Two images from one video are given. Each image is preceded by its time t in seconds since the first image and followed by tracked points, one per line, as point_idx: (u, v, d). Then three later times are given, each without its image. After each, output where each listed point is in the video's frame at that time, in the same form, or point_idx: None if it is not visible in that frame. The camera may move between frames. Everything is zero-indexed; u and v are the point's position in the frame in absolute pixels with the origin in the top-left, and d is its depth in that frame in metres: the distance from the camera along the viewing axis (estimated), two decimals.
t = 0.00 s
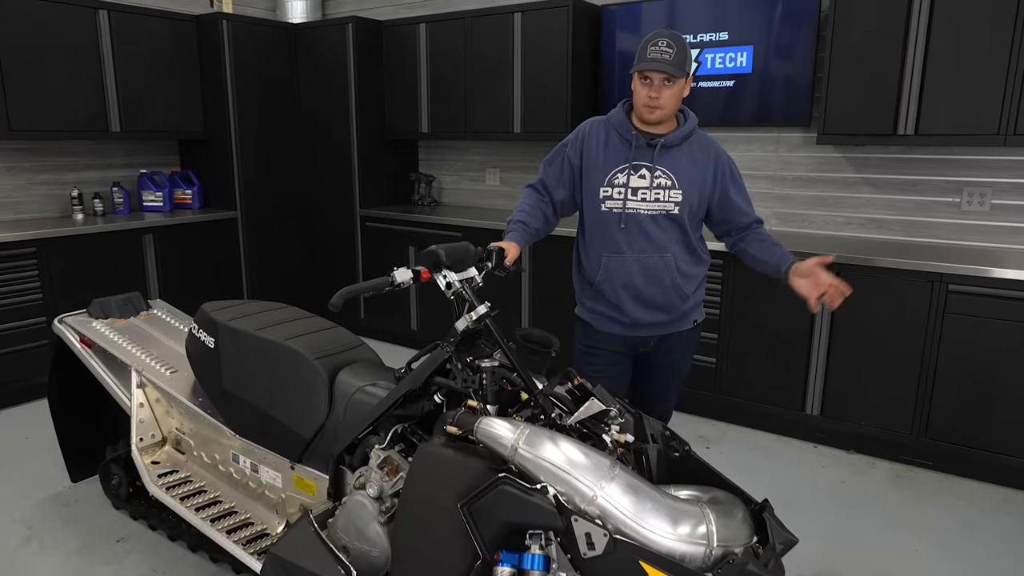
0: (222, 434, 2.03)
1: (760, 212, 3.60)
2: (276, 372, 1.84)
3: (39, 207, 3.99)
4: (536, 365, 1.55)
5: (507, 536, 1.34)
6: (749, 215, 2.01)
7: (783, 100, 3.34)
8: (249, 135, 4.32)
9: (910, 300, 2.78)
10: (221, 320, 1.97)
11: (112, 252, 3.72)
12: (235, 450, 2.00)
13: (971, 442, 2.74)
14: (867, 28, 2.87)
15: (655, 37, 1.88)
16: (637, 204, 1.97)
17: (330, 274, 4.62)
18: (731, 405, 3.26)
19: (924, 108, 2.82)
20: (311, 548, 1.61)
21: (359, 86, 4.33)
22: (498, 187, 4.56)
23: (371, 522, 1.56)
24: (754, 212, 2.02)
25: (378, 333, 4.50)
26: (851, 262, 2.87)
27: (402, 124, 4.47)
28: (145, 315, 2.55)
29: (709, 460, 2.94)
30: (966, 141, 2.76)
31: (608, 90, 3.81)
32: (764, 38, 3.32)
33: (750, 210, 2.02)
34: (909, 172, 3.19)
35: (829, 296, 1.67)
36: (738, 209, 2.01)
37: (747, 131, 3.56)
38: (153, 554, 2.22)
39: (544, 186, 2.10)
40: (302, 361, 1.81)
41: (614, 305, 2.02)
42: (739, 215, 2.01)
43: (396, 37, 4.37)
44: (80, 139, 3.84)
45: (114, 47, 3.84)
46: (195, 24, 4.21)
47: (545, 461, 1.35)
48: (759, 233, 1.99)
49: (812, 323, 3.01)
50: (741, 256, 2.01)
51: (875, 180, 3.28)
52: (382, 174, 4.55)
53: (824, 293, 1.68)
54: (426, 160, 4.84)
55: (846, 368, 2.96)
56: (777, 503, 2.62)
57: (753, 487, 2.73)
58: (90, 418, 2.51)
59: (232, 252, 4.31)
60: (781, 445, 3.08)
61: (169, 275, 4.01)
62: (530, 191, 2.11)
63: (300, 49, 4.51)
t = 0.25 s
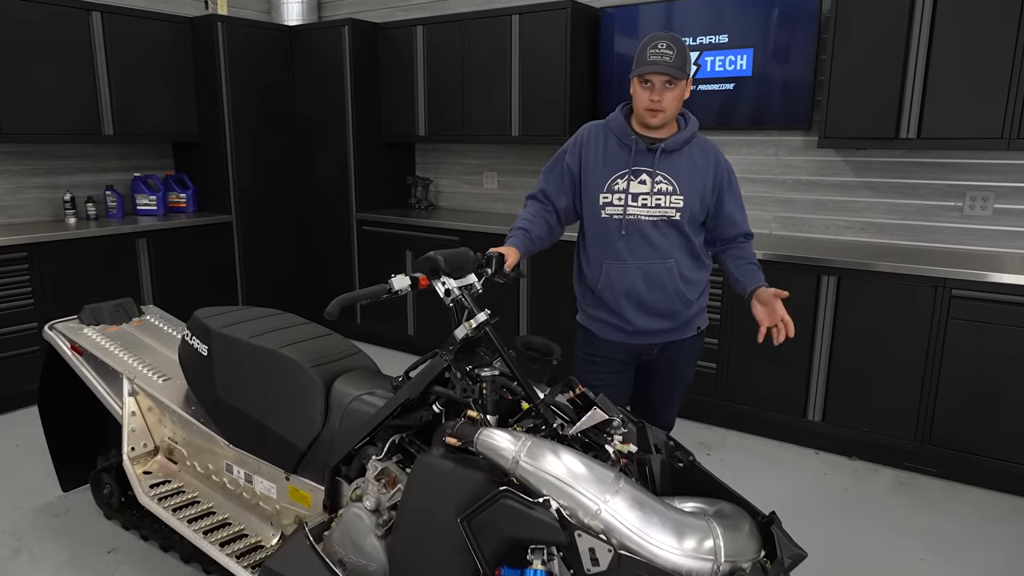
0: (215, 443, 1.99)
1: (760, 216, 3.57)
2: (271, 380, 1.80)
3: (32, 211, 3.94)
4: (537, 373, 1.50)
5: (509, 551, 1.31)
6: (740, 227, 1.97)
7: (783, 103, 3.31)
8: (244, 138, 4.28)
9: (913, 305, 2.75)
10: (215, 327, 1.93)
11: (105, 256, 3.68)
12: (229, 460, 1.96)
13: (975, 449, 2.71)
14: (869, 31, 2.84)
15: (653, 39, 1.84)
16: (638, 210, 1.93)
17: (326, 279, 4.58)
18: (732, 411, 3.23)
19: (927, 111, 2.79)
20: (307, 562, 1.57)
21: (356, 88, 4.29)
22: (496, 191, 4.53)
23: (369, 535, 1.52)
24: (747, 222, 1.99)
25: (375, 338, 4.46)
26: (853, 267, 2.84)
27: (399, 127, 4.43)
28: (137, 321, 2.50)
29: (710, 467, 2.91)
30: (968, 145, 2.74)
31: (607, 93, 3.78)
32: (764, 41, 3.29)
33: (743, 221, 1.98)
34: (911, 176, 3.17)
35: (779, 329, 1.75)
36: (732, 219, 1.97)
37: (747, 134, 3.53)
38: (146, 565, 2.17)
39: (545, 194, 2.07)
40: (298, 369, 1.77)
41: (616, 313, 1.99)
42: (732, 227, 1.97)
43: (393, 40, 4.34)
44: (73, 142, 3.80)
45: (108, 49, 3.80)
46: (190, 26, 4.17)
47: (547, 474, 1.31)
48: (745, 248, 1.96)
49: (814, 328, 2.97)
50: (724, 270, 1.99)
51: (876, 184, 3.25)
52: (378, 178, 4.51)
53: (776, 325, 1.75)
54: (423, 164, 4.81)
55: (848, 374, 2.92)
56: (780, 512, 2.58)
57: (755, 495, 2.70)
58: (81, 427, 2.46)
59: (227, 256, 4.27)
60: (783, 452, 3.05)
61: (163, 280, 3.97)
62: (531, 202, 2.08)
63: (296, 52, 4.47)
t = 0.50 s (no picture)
0: (205, 452, 1.95)
1: (759, 219, 3.54)
2: (262, 389, 1.76)
3: (22, 215, 3.89)
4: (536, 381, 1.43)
5: (507, 564, 1.27)
6: (743, 227, 1.93)
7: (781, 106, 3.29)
8: (237, 141, 4.24)
9: (914, 309, 2.73)
10: (206, 333, 1.89)
11: (95, 260, 3.63)
12: (219, 470, 1.92)
13: (976, 454, 2.69)
14: (868, 33, 2.82)
15: (644, 39, 1.81)
16: (635, 215, 1.90)
17: (321, 283, 4.54)
18: (730, 416, 3.20)
19: (927, 114, 2.77)
20: None
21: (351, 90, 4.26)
22: (492, 194, 4.49)
23: (363, 547, 1.47)
24: (751, 223, 1.95)
25: (370, 342, 4.42)
26: (852, 271, 2.82)
27: (394, 130, 4.40)
28: (128, 327, 2.46)
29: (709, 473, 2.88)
30: (968, 148, 2.72)
31: (604, 96, 3.76)
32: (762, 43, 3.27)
33: (747, 222, 1.94)
34: (910, 179, 3.15)
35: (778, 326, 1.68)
36: (734, 220, 1.94)
37: (745, 137, 3.50)
38: None
39: (541, 200, 2.04)
40: (290, 377, 1.73)
41: (612, 320, 1.96)
42: (734, 228, 1.93)
43: (388, 42, 4.31)
44: (64, 144, 3.76)
45: (99, 51, 3.76)
46: (183, 28, 4.13)
47: (545, 485, 1.27)
48: (750, 247, 1.91)
49: (813, 332, 2.95)
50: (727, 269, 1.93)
51: (875, 188, 3.23)
52: (374, 181, 4.48)
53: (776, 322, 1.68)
54: (419, 167, 4.77)
55: (848, 379, 2.90)
56: (780, 518, 2.55)
57: (755, 501, 2.67)
58: (69, 435, 2.42)
59: (221, 260, 4.23)
60: (782, 457, 3.02)
61: (156, 284, 3.92)
62: (528, 209, 2.04)
63: (291, 55, 4.44)
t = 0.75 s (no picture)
0: (194, 456, 1.91)
1: (754, 219, 3.52)
2: (251, 392, 1.72)
3: (9, 215, 3.84)
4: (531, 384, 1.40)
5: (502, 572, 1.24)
6: (727, 231, 1.91)
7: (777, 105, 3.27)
8: (228, 140, 4.19)
9: (911, 309, 2.71)
10: (194, 335, 1.85)
11: (84, 260, 3.58)
12: (208, 474, 1.89)
13: (974, 455, 2.67)
14: (865, 31, 2.80)
15: (630, 33, 1.78)
16: (628, 214, 1.88)
17: (313, 283, 4.50)
18: (726, 417, 3.18)
19: (923, 113, 2.75)
20: None
21: (343, 89, 4.22)
22: (486, 194, 4.46)
23: (354, 554, 1.44)
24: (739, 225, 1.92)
25: (363, 343, 4.38)
26: (849, 271, 2.80)
27: (387, 129, 4.36)
28: (115, 328, 2.41)
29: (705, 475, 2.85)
30: (965, 147, 2.70)
31: (598, 95, 3.73)
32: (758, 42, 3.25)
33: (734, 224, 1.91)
34: (907, 179, 3.14)
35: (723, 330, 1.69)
36: (721, 222, 1.91)
37: (741, 136, 3.48)
38: None
39: (533, 204, 2.01)
40: (280, 380, 1.70)
41: (606, 322, 1.93)
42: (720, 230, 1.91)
43: (381, 40, 4.27)
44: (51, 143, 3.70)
45: (88, 48, 3.71)
46: (173, 26, 4.08)
47: (541, 491, 1.24)
48: (730, 251, 1.90)
49: (810, 333, 2.93)
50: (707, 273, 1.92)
51: (872, 187, 3.22)
52: (366, 181, 4.44)
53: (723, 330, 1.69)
54: (412, 166, 4.74)
55: (844, 380, 2.88)
56: (777, 520, 2.53)
57: (751, 503, 2.65)
58: (56, 438, 2.37)
59: (212, 260, 4.18)
60: (778, 459, 3.00)
61: (145, 285, 3.87)
62: (521, 213, 2.01)
63: (282, 53, 4.40)
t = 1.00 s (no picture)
0: (186, 458, 1.89)
1: (750, 218, 3.51)
2: (243, 394, 1.70)
3: None
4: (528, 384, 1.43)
5: None
6: (721, 221, 1.90)
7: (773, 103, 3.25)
8: (220, 138, 4.16)
9: (907, 308, 2.71)
10: (185, 337, 1.83)
11: (74, 259, 3.55)
12: (200, 477, 1.86)
13: (970, 454, 2.67)
14: (862, 29, 2.79)
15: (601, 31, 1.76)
16: (619, 211, 1.85)
17: (307, 283, 4.47)
18: (723, 416, 3.16)
19: (920, 112, 2.75)
20: None
21: (337, 86, 4.19)
22: (481, 193, 4.44)
23: (347, 559, 1.42)
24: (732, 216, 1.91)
25: (358, 343, 4.35)
26: (845, 270, 2.79)
27: (381, 127, 4.33)
28: (106, 329, 2.38)
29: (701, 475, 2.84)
30: (962, 146, 2.69)
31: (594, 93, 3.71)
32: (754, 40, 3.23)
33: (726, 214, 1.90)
34: (903, 177, 3.13)
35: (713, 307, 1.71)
36: (714, 213, 1.90)
37: (737, 135, 3.47)
38: None
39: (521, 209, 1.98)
40: (272, 381, 1.67)
41: (599, 325, 1.91)
42: (713, 222, 1.90)
43: (374, 37, 4.24)
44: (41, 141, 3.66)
45: (78, 45, 3.67)
46: (164, 23, 4.04)
47: (538, 494, 1.22)
48: (726, 240, 1.88)
49: (806, 332, 2.92)
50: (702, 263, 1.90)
51: (868, 186, 3.21)
52: (361, 180, 4.41)
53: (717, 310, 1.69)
54: (406, 165, 4.71)
55: (841, 379, 2.87)
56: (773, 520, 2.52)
57: (748, 503, 2.63)
58: (46, 440, 2.34)
59: (204, 259, 4.15)
60: (775, 458, 2.99)
61: (137, 284, 3.84)
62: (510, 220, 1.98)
63: (275, 51, 4.36)
